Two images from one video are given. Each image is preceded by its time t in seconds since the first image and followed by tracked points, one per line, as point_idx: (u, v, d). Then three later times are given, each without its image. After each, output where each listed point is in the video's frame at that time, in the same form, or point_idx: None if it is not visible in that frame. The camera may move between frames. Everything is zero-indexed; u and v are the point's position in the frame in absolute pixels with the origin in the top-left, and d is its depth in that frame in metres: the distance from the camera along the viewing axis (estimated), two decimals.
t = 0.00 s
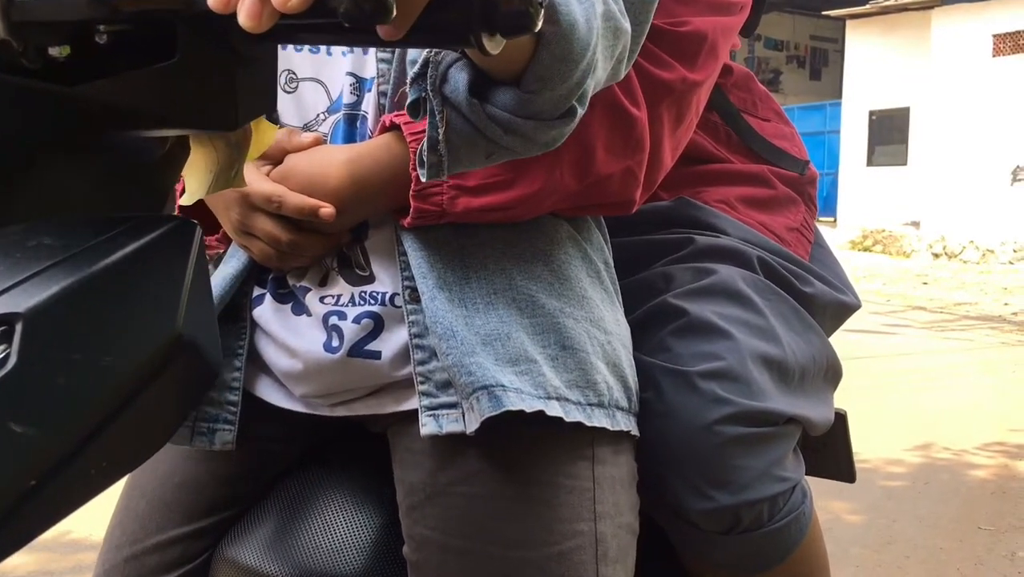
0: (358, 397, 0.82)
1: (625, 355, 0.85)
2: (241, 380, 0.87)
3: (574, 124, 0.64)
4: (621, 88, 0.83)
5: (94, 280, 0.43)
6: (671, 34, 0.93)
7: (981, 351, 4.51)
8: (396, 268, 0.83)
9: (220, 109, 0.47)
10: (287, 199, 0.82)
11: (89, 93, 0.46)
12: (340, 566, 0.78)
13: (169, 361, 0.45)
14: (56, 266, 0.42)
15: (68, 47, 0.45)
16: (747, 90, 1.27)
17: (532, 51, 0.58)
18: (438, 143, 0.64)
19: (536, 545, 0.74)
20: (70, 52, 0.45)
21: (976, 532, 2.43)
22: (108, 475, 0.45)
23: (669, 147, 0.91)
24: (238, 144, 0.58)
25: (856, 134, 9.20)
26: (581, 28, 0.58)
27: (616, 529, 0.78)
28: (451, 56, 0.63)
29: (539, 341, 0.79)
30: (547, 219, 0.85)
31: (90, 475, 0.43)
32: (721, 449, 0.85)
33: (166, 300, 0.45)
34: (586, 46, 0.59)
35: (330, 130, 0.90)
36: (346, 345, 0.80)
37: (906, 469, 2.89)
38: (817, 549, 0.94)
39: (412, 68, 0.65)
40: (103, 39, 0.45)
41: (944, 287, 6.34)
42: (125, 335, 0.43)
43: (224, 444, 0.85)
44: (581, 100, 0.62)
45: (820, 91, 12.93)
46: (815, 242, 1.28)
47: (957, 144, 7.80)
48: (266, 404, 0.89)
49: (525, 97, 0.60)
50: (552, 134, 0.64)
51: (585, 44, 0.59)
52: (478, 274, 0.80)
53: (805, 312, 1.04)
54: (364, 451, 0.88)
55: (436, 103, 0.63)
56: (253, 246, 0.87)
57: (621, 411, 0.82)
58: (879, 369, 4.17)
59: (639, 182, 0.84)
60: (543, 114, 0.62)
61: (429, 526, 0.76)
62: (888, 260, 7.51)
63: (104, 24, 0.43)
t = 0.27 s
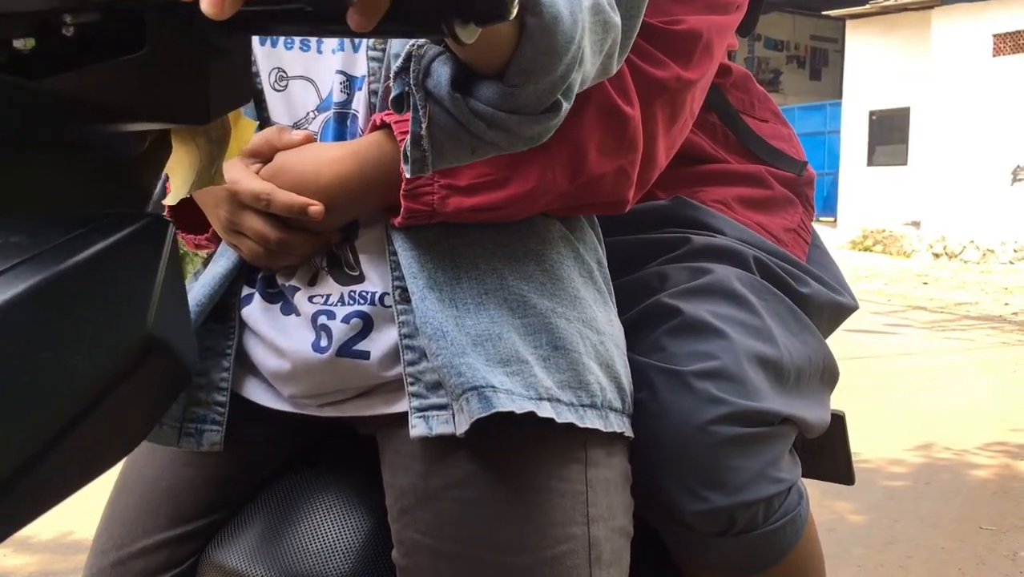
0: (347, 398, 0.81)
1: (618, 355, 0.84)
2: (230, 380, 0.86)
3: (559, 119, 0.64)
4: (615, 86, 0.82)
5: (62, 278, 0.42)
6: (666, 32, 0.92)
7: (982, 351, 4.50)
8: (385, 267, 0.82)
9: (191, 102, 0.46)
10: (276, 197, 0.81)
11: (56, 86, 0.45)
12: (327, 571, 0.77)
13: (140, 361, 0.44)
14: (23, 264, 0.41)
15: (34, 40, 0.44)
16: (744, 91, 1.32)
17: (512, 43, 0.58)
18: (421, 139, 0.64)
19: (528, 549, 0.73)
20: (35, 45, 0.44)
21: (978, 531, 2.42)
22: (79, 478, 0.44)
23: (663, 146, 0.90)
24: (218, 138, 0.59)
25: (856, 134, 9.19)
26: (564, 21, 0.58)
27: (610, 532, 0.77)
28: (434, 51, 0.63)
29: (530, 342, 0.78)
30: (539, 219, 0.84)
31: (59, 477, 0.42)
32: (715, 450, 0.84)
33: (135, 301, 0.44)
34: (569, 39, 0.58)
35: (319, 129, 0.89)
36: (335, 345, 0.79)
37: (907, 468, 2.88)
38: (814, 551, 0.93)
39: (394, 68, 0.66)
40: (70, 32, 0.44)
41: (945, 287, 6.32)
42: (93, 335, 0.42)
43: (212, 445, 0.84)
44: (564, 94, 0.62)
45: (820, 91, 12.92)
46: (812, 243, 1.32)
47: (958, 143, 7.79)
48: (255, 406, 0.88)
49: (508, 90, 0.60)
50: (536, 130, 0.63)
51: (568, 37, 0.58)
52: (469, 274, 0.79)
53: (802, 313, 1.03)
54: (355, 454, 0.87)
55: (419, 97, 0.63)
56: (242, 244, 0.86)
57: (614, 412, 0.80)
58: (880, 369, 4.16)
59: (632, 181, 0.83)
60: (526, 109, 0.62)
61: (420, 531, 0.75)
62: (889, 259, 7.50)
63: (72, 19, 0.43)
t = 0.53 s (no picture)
0: (333, 400, 0.80)
1: (610, 356, 0.82)
2: (215, 382, 0.85)
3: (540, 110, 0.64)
4: (606, 84, 0.80)
5: (23, 276, 0.42)
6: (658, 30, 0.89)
7: (985, 350, 4.48)
8: (372, 267, 0.80)
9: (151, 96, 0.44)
10: (262, 193, 0.79)
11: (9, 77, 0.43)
12: None
13: (101, 361, 0.44)
14: None
15: None
16: (744, 91, 1.34)
17: (489, 35, 0.58)
18: (400, 131, 0.66)
19: (517, 555, 0.72)
20: None
21: (981, 531, 2.41)
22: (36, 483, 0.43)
23: (655, 146, 0.88)
24: (195, 134, 0.58)
25: (858, 133, 9.17)
26: (541, 10, 0.57)
27: (601, 536, 0.76)
28: (411, 44, 0.65)
29: (518, 343, 0.76)
30: (529, 218, 0.82)
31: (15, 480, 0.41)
32: (709, 451, 0.82)
33: (93, 302, 0.44)
34: (545, 28, 0.58)
35: (306, 127, 0.88)
36: (319, 345, 0.77)
37: (910, 468, 2.86)
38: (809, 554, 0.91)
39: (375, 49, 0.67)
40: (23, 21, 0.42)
41: (947, 287, 6.30)
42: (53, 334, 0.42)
43: (196, 446, 0.83)
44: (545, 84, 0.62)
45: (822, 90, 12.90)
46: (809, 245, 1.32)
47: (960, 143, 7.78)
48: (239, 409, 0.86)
49: (484, 82, 0.60)
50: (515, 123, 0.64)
51: (545, 27, 0.58)
52: (456, 274, 0.78)
53: (797, 313, 1.01)
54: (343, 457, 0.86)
55: (396, 91, 0.65)
56: (226, 242, 0.84)
57: (605, 414, 0.79)
58: (882, 369, 4.15)
59: (623, 181, 0.81)
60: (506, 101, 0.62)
61: (407, 537, 0.73)
62: (891, 259, 7.48)
63: (25, 9, 0.41)
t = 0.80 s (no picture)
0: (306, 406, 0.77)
1: (592, 359, 0.79)
2: (186, 388, 0.82)
3: (491, 89, 0.63)
4: (587, 81, 0.77)
5: None
6: (643, 25, 0.86)
7: (993, 349, 4.44)
8: (345, 268, 0.77)
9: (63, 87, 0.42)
10: (232, 190, 0.77)
11: None
12: None
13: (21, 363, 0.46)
14: None
15: None
16: (741, 90, 1.31)
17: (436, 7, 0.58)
18: (350, 116, 0.63)
19: (495, 567, 0.69)
20: None
21: (990, 530, 2.38)
22: None
23: (640, 144, 0.85)
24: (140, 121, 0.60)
25: (863, 132, 9.13)
26: None
27: (584, 546, 0.73)
28: (356, 22, 0.62)
29: (495, 347, 0.74)
30: (508, 219, 0.80)
31: None
32: (696, 455, 0.77)
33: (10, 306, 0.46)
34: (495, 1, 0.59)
35: (279, 124, 0.86)
36: (290, 348, 0.75)
37: (917, 468, 2.83)
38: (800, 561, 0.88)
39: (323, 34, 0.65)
40: None
41: (954, 286, 6.27)
42: None
43: (166, 452, 0.81)
44: (494, 61, 0.62)
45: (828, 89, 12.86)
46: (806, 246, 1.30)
47: (966, 140, 7.73)
48: (213, 416, 0.84)
49: (431, 58, 0.60)
50: (471, 102, 0.62)
51: None
52: (432, 276, 0.75)
53: (789, 314, 0.98)
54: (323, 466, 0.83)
55: (343, 71, 0.62)
56: (198, 241, 0.82)
57: (588, 418, 0.76)
58: (889, 368, 4.11)
59: (604, 182, 0.78)
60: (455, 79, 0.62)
61: (381, 549, 0.70)
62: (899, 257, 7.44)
63: None
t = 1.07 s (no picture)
0: (285, 410, 0.75)
1: (581, 360, 0.77)
2: (163, 391, 0.80)
3: (449, 71, 0.61)
4: (570, 78, 0.75)
5: None
6: (631, 21, 0.83)
7: (1003, 347, 4.40)
8: (324, 269, 0.75)
9: None
10: (207, 188, 0.75)
11: None
12: None
13: None
14: None
15: None
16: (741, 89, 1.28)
17: None
18: (307, 102, 0.61)
19: None
20: None
21: (1001, 530, 2.35)
22: None
23: (628, 143, 0.83)
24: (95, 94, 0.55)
25: (871, 131, 9.09)
26: None
27: (572, 554, 0.70)
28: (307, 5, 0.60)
29: (477, 349, 0.72)
30: (493, 219, 0.77)
31: None
32: (686, 458, 0.73)
33: None
34: None
35: (258, 122, 0.84)
36: (267, 350, 0.73)
37: (926, 468, 2.80)
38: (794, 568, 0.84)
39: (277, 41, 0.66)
40: None
41: (963, 284, 6.23)
42: None
43: (142, 457, 0.79)
44: (449, 40, 0.60)
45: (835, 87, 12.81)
46: (807, 248, 1.27)
47: (974, 138, 7.69)
48: (192, 421, 0.81)
49: (384, 38, 0.58)
50: (431, 84, 0.61)
51: None
52: (412, 277, 0.73)
53: (784, 316, 0.96)
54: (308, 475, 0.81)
55: (297, 57, 0.60)
56: (174, 240, 0.80)
57: (575, 422, 0.73)
58: (899, 367, 4.08)
59: (590, 182, 0.76)
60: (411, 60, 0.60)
61: (361, 559, 0.68)
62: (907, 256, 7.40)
63: None
